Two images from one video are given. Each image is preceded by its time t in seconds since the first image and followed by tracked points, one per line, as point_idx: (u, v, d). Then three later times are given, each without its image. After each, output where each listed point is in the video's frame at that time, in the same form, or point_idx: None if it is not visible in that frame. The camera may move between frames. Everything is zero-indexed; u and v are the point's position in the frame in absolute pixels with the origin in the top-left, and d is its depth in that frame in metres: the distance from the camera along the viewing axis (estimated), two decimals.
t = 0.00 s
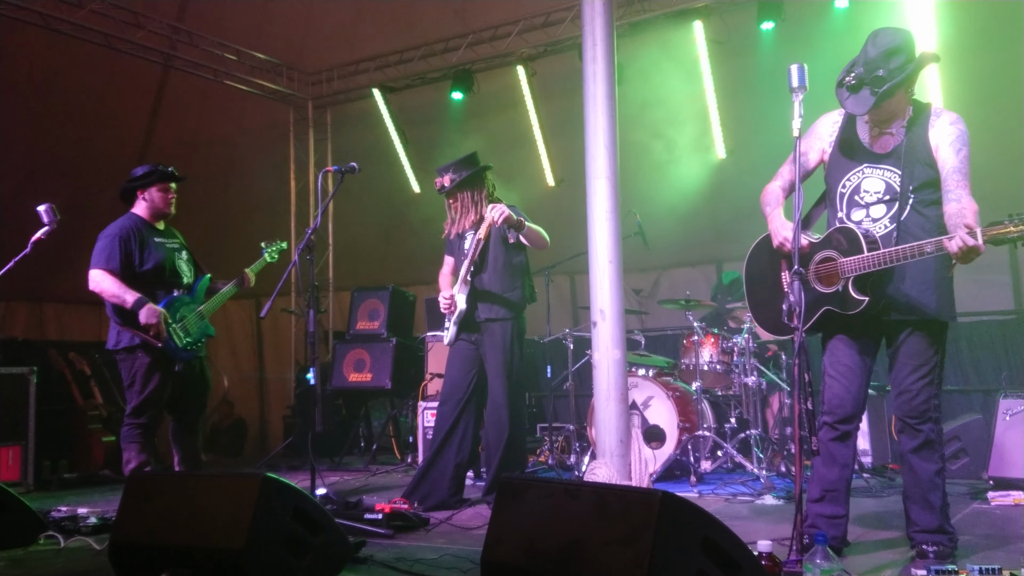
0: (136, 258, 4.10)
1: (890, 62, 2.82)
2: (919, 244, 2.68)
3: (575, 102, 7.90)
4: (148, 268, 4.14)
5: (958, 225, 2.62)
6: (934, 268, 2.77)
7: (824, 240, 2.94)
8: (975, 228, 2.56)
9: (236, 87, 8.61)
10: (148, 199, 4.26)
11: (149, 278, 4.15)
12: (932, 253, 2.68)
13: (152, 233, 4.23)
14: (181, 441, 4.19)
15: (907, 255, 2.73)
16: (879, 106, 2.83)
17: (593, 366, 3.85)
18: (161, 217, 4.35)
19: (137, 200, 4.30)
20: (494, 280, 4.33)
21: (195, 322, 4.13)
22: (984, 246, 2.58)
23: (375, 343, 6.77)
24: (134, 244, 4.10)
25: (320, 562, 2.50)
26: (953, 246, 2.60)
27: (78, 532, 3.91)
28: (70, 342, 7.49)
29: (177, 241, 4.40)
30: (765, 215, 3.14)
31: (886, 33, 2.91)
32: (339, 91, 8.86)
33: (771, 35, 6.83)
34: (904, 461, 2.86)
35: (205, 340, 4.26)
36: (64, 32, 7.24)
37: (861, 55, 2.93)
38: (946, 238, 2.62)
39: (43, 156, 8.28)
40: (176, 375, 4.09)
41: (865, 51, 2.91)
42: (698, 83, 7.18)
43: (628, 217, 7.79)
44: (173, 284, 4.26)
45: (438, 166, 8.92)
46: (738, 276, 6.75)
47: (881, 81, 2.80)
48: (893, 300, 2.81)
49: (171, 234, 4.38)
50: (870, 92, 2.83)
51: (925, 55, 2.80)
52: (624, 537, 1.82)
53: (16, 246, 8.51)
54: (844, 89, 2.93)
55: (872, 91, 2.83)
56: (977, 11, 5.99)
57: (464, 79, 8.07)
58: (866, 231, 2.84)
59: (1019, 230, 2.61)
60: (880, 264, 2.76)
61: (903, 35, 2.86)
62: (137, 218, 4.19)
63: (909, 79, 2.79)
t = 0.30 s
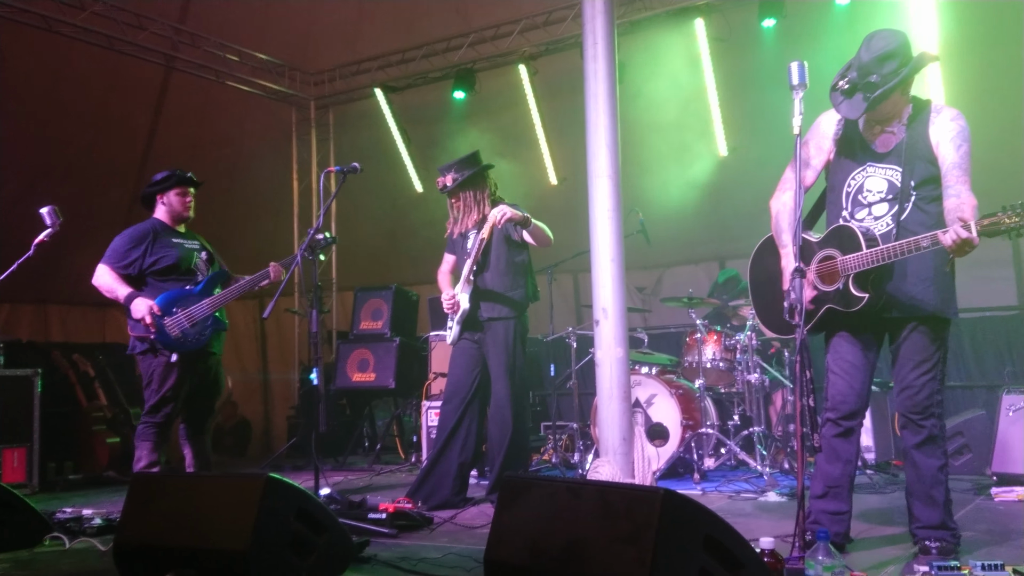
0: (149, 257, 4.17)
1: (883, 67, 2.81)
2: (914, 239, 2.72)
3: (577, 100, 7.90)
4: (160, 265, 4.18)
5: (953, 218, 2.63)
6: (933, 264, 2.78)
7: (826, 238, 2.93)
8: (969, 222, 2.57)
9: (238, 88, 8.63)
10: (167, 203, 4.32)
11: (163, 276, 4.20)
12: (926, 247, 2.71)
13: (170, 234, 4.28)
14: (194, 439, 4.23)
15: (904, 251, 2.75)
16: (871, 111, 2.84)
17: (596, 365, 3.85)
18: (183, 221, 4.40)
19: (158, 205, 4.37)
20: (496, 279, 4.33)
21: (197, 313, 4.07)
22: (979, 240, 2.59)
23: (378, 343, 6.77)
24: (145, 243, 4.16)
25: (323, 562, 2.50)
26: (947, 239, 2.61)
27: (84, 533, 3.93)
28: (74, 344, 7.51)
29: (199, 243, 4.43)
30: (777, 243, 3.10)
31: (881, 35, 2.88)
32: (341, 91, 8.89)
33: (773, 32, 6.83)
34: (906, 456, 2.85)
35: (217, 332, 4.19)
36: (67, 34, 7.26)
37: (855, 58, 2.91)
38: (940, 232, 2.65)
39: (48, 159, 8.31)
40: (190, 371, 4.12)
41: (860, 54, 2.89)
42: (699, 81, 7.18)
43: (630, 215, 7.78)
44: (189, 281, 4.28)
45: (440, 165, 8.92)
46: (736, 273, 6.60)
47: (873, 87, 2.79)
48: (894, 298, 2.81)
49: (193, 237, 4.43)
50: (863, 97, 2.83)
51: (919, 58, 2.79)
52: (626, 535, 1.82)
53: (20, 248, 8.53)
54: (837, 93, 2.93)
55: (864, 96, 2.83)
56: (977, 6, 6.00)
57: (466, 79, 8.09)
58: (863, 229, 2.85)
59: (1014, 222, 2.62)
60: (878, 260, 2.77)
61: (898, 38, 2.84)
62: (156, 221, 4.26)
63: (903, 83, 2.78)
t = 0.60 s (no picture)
0: (127, 261, 4.16)
1: (848, 71, 2.87)
2: (887, 241, 2.77)
3: (550, 101, 7.92)
4: (137, 269, 4.15)
5: (925, 221, 2.69)
6: (903, 266, 2.83)
7: (797, 238, 2.99)
8: (942, 224, 2.63)
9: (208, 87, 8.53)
10: (154, 208, 4.29)
11: (140, 279, 4.18)
12: (899, 249, 2.77)
13: (153, 237, 4.25)
14: (164, 441, 4.18)
15: (875, 252, 2.81)
16: (836, 114, 2.90)
17: (568, 365, 3.87)
18: (171, 226, 4.37)
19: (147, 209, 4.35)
20: (469, 279, 4.33)
21: (167, 322, 4.02)
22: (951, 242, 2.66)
23: (351, 344, 6.72)
24: (124, 246, 4.15)
25: (295, 565, 2.49)
26: (919, 241, 2.67)
27: (50, 537, 3.85)
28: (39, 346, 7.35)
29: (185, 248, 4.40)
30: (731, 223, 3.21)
31: (848, 40, 2.95)
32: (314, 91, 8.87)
33: (743, 36, 6.92)
34: (873, 455, 2.91)
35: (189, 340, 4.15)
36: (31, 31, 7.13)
37: (823, 62, 2.98)
38: (913, 234, 2.70)
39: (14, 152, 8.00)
40: (163, 370, 4.10)
41: (827, 58, 2.95)
42: (670, 84, 7.26)
43: (603, 217, 7.83)
44: (168, 283, 4.25)
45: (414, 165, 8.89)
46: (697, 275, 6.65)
47: (838, 90, 2.86)
48: (863, 301, 2.87)
49: (181, 242, 4.40)
50: (829, 100, 2.89)
51: (885, 63, 2.85)
52: (597, 535, 1.83)
53: None
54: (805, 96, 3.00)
55: (830, 100, 2.89)
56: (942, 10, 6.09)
57: (439, 79, 8.09)
58: (836, 231, 2.91)
59: (983, 225, 2.70)
60: (851, 261, 2.83)
61: (865, 43, 2.90)
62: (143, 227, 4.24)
63: (869, 87, 2.84)
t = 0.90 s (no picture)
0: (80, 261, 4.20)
1: (813, 78, 2.95)
2: (863, 257, 2.77)
3: (514, 108, 7.96)
4: (86, 270, 4.17)
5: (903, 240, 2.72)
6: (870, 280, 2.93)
7: (764, 250, 3.01)
8: (920, 244, 2.68)
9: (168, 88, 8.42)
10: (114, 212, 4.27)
11: (91, 282, 4.19)
12: (875, 266, 2.76)
13: (109, 240, 4.24)
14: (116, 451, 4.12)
15: (851, 267, 2.81)
16: (809, 120, 2.94)
17: (531, 372, 3.88)
18: (133, 231, 4.31)
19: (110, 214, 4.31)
20: (433, 285, 4.31)
21: (104, 325, 4.02)
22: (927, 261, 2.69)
23: (311, 349, 6.64)
24: (76, 247, 4.17)
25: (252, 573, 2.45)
26: (898, 260, 2.70)
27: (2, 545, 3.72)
28: None
29: (145, 254, 4.35)
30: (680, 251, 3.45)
31: (802, 53, 3.05)
32: (277, 93, 8.82)
33: (705, 47, 7.06)
34: (830, 461, 2.97)
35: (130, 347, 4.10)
36: None
37: (783, 74, 3.04)
38: (890, 253, 2.71)
39: None
40: (115, 373, 4.09)
41: (788, 69, 3.02)
42: (633, 93, 7.38)
43: (566, 224, 7.87)
44: (117, 287, 4.22)
45: (378, 170, 8.83)
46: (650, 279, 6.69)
47: (809, 96, 2.92)
48: (834, 312, 2.93)
49: (141, 247, 4.35)
50: (801, 107, 2.93)
51: (842, 70, 2.98)
52: (559, 541, 1.84)
53: None
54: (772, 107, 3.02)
55: (801, 106, 2.94)
56: (896, 28, 6.31)
57: (404, 84, 8.08)
58: (807, 243, 2.94)
59: (961, 249, 2.72)
60: (824, 275, 2.85)
61: (821, 52, 3.01)
62: (99, 231, 4.24)
63: (832, 93, 2.94)
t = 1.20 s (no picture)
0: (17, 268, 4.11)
1: (781, 89, 3.02)
2: (842, 272, 2.79)
3: (483, 115, 7.98)
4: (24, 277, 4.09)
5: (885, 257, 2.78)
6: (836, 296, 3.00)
7: (739, 259, 3.01)
8: (899, 263, 2.74)
9: (133, 89, 8.32)
10: (51, 219, 4.26)
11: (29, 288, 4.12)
12: (852, 282, 2.79)
13: (47, 247, 4.23)
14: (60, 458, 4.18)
15: (829, 283, 2.85)
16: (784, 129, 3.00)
17: (497, 378, 3.88)
18: (70, 236, 4.33)
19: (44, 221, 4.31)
20: (400, 291, 4.30)
21: (46, 332, 3.99)
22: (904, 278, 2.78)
23: (275, 355, 6.57)
24: (14, 254, 4.09)
25: None
26: (878, 278, 2.75)
27: None
28: None
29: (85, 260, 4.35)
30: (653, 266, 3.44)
31: (765, 65, 3.12)
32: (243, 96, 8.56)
33: (673, 59, 7.21)
34: (792, 469, 3.02)
35: (71, 355, 4.09)
36: None
37: (751, 86, 3.11)
38: (871, 270, 2.77)
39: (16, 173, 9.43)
40: (60, 382, 4.09)
41: (756, 82, 3.08)
42: (601, 102, 7.48)
43: (533, 231, 7.90)
44: (57, 294, 4.19)
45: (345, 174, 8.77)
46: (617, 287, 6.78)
47: (782, 106, 2.99)
48: (807, 323, 2.99)
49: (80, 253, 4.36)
50: (775, 118, 2.99)
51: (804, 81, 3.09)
52: (521, 551, 1.85)
53: None
54: (746, 120, 3.07)
55: (776, 117, 2.99)
56: (860, 41, 6.51)
57: (373, 89, 8.06)
58: (780, 254, 2.96)
59: (936, 268, 2.84)
60: (800, 287, 2.88)
61: (783, 64, 3.10)
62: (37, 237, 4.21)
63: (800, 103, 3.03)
